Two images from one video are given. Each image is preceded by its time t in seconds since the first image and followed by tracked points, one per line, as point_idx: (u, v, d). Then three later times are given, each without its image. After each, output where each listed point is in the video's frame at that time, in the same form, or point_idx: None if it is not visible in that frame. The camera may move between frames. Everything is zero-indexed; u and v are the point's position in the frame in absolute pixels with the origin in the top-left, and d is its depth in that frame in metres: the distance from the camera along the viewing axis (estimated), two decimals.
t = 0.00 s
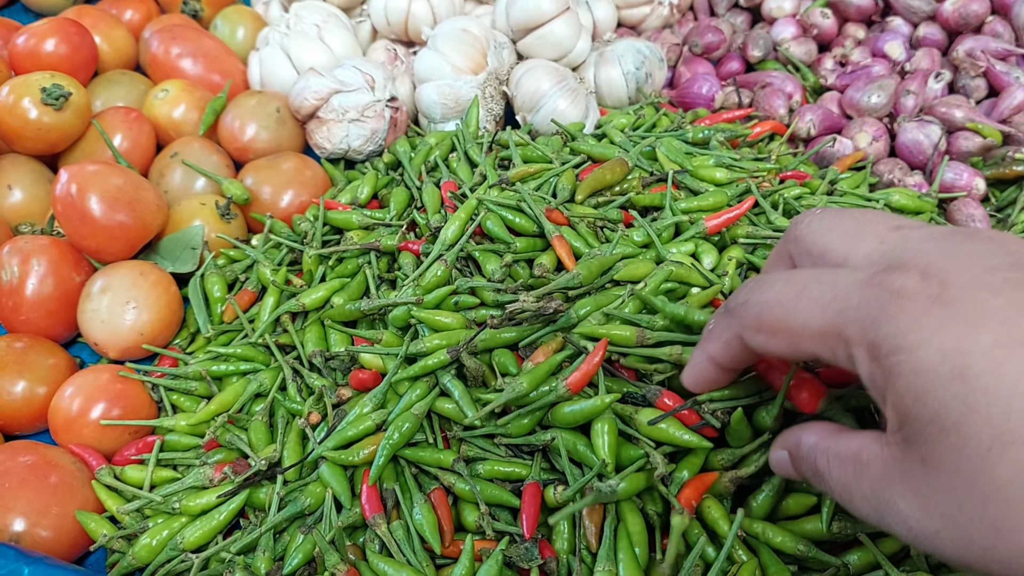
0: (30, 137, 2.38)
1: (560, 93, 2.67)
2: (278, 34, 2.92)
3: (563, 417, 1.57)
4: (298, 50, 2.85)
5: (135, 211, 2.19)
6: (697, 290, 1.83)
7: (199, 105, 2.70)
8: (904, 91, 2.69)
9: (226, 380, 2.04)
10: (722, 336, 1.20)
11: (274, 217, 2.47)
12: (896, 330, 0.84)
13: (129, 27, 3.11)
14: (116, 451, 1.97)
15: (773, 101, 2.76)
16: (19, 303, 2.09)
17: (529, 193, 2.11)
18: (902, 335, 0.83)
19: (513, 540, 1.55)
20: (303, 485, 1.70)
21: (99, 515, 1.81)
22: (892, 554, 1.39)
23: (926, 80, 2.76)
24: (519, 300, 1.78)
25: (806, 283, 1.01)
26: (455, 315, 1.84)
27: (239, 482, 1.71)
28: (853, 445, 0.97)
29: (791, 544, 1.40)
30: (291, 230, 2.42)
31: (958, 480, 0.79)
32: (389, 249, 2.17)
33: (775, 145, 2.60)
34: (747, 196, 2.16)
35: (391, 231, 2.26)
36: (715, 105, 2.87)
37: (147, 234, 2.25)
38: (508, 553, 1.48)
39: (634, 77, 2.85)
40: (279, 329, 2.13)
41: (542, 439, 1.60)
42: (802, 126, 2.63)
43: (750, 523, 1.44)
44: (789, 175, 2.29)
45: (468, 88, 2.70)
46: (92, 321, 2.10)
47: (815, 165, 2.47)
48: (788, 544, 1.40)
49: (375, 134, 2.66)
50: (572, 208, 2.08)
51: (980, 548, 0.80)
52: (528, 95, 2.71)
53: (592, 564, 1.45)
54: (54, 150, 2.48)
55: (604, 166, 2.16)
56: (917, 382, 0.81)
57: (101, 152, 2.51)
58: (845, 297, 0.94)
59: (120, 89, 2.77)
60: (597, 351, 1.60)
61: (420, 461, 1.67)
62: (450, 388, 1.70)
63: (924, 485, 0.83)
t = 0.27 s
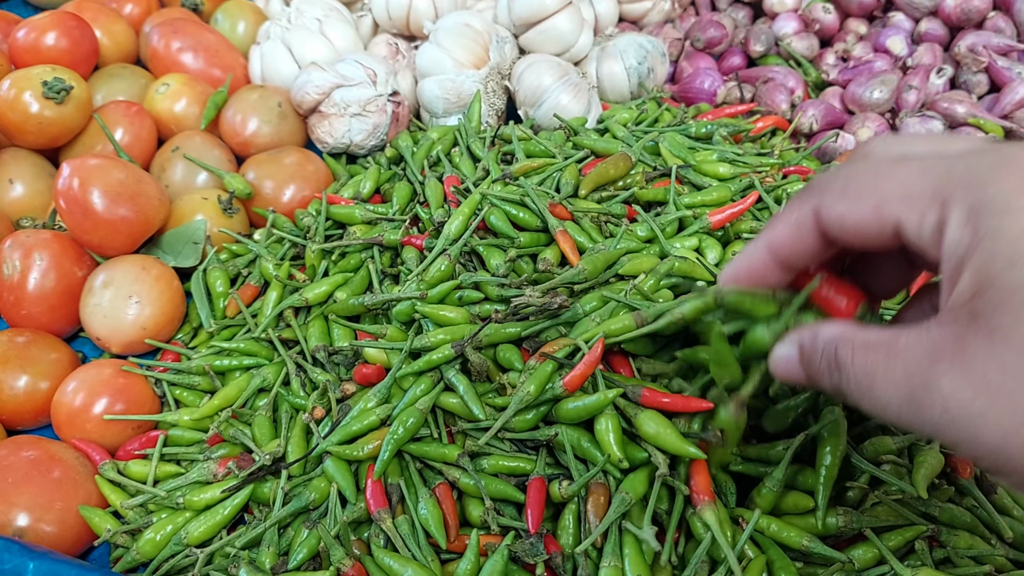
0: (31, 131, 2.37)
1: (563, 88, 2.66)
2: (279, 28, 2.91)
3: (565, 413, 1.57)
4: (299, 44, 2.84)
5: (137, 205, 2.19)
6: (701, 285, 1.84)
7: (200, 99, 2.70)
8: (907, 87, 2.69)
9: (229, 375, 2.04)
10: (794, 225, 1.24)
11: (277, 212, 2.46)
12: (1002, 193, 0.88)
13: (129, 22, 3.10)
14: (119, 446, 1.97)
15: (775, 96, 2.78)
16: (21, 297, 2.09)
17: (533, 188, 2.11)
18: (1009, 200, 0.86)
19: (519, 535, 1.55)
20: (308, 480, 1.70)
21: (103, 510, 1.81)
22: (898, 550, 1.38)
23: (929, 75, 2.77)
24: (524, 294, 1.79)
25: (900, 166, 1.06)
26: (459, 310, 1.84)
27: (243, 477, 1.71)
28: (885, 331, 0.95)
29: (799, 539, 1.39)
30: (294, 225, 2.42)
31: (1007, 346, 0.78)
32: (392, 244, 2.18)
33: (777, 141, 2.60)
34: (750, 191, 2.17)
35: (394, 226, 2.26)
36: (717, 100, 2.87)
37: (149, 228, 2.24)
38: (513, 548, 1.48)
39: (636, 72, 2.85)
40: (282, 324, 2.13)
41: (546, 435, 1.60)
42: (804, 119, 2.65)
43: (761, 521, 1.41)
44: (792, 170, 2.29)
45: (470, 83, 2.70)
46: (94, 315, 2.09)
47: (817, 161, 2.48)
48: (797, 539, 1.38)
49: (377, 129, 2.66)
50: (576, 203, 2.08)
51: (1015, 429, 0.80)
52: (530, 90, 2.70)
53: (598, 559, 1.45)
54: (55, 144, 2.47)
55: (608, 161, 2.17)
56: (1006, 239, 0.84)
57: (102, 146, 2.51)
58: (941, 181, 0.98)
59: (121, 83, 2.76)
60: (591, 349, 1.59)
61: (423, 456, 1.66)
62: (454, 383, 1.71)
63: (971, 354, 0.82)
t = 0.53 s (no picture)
0: (27, 129, 2.37)
1: (560, 86, 2.66)
2: (276, 27, 2.91)
3: (563, 413, 1.58)
4: (296, 43, 2.83)
5: (134, 204, 2.19)
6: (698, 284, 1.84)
7: (196, 97, 2.70)
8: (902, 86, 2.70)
9: (226, 373, 2.04)
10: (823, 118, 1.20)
11: (273, 210, 2.46)
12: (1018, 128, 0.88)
13: (125, 20, 3.09)
14: (116, 445, 1.97)
15: (771, 95, 2.79)
16: (17, 296, 2.08)
17: (529, 187, 2.12)
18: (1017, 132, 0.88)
19: (515, 534, 1.55)
20: (305, 478, 1.70)
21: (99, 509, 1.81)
22: (892, 548, 1.40)
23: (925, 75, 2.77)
24: (521, 294, 1.79)
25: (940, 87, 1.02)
26: (456, 309, 1.85)
27: (239, 476, 1.71)
28: (913, 280, 0.89)
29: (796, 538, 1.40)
30: (290, 224, 2.42)
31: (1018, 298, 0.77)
32: (389, 243, 2.18)
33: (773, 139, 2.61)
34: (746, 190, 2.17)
35: (391, 224, 2.26)
36: (713, 99, 2.88)
37: (145, 227, 2.24)
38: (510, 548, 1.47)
39: (633, 71, 2.85)
40: (278, 323, 2.13)
41: (543, 435, 1.60)
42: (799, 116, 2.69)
43: (757, 520, 1.43)
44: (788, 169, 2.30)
45: (467, 81, 2.70)
46: (90, 314, 2.09)
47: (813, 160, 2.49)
48: (792, 538, 1.40)
49: (373, 128, 2.66)
50: (572, 202, 2.09)
51: None
52: (527, 89, 2.70)
53: (594, 558, 1.45)
54: (52, 142, 2.47)
55: (605, 160, 2.17)
56: None
57: (98, 144, 2.50)
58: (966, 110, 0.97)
59: (117, 81, 2.75)
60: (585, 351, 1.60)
61: (420, 455, 1.67)
62: (451, 382, 1.71)
63: (1012, 293, 0.78)
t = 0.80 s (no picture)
0: (15, 125, 2.35)
1: (552, 81, 2.65)
2: (266, 21, 2.89)
3: (553, 409, 1.57)
4: (286, 38, 2.82)
5: (122, 199, 2.17)
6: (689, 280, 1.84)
7: (187, 92, 2.68)
8: (895, 81, 2.69)
9: (215, 370, 2.03)
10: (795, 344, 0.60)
11: (264, 206, 2.45)
12: (952, 409, 0.55)
13: (115, 14, 3.07)
14: (105, 442, 1.96)
15: (764, 90, 2.77)
16: (4, 292, 2.07)
17: (520, 183, 2.11)
18: (943, 415, 0.55)
19: (505, 530, 1.55)
20: (294, 475, 1.70)
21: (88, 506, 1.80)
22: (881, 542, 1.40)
23: (918, 70, 2.77)
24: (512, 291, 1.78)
25: (901, 261, 0.64)
26: (446, 305, 1.84)
27: (229, 473, 1.70)
28: None
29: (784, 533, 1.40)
30: (281, 220, 2.41)
31: None
32: (380, 239, 2.17)
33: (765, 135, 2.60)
34: (738, 186, 2.17)
35: (382, 220, 2.25)
36: (706, 94, 2.87)
37: (134, 223, 2.23)
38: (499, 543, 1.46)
39: (625, 66, 2.84)
40: (269, 319, 2.12)
41: (533, 430, 1.61)
42: (792, 112, 2.67)
43: (745, 515, 1.44)
44: (780, 164, 2.30)
45: (458, 76, 2.68)
46: (79, 310, 2.08)
47: (806, 156, 2.48)
48: (778, 532, 1.39)
49: (364, 123, 2.64)
50: (563, 198, 2.08)
51: None
52: (519, 84, 2.69)
53: (584, 553, 1.45)
54: (40, 137, 2.45)
55: (596, 156, 2.16)
56: (998, 475, 0.52)
57: (87, 140, 2.48)
58: (883, 375, 0.59)
59: (106, 76, 2.74)
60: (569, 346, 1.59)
61: (410, 452, 1.67)
62: (441, 378, 1.71)
63: None
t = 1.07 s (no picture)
0: (21, 124, 2.34)
1: (558, 80, 2.65)
2: (270, 19, 2.87)
3: (567, 409, 1.58)
4: (292, 36, 2.81)
5: (130, 199, 2.16)
6: (700, 278, 1.84)
7: (192, 91, 2.67)
8: (902, 79, 2.69)
9: (224, 370, 2.03)
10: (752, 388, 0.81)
11: (271, 205, 2.44)
12: (1014, 496, 0.66)
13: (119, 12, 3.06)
14: (114, 443, 1.96)
15: (770, 88, 2.77)
16: (13, 292, 2.06)
17: (529, 181, 2.10)
18: None
19: (519, 531, 1.55)
20: (306, 476, 1.70)
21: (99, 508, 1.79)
22: (897, 543, 1.40)
23: (924, 68, 2.78)
24: (523, 291, 1.78)
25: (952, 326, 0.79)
26: (456, 305, 1.84)
27: (240, 473, 1.70)
28: None
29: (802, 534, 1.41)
30: (287, 218, 2.40)
31: None
32: (388, 237, 2.16)
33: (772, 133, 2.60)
34: (747, 184, 2.16)
35: (389, 219, 2.24)
36: (713, 92, 2.86)
37: (142, 222, 2.22)
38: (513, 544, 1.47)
39: (631, 64, 2.83)
40: (277, 319, 2.12)
41: (546, 431, 1.61)
42: (799, 111, 2.64)
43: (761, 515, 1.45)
44: (788, 163, 2.30)
45: (464, 75, 2.68)
46: (86, 310, 2.08)
47: (814, 154, 2.46)
48: (798, 532, 1.41)
49: (371, 121, 2.63)
50: (572, 196, 2.07)
51: None
52: (525, 82, 2.68)
53: (598, 555, 1.45)
54: (46, 136, 2.44)
55: (604, 154, 2.14)
56: None
57: (93, 139, 2.48)
58: (952, 446, 0.70)
59: (111, 75, 2.73)
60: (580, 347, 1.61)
61: (422, 452, 1.66)
62: (452, 378, 1.71)
63: None
